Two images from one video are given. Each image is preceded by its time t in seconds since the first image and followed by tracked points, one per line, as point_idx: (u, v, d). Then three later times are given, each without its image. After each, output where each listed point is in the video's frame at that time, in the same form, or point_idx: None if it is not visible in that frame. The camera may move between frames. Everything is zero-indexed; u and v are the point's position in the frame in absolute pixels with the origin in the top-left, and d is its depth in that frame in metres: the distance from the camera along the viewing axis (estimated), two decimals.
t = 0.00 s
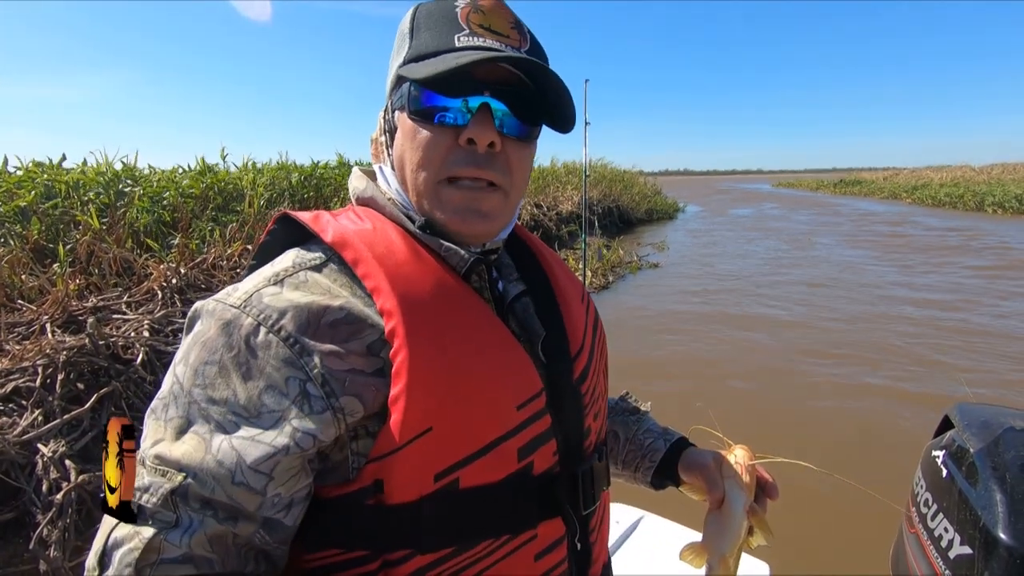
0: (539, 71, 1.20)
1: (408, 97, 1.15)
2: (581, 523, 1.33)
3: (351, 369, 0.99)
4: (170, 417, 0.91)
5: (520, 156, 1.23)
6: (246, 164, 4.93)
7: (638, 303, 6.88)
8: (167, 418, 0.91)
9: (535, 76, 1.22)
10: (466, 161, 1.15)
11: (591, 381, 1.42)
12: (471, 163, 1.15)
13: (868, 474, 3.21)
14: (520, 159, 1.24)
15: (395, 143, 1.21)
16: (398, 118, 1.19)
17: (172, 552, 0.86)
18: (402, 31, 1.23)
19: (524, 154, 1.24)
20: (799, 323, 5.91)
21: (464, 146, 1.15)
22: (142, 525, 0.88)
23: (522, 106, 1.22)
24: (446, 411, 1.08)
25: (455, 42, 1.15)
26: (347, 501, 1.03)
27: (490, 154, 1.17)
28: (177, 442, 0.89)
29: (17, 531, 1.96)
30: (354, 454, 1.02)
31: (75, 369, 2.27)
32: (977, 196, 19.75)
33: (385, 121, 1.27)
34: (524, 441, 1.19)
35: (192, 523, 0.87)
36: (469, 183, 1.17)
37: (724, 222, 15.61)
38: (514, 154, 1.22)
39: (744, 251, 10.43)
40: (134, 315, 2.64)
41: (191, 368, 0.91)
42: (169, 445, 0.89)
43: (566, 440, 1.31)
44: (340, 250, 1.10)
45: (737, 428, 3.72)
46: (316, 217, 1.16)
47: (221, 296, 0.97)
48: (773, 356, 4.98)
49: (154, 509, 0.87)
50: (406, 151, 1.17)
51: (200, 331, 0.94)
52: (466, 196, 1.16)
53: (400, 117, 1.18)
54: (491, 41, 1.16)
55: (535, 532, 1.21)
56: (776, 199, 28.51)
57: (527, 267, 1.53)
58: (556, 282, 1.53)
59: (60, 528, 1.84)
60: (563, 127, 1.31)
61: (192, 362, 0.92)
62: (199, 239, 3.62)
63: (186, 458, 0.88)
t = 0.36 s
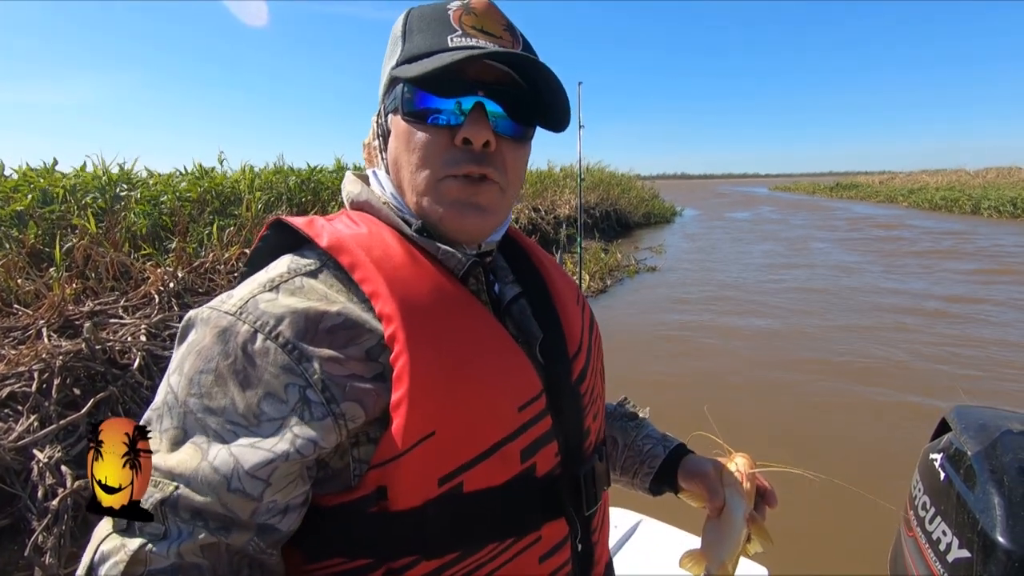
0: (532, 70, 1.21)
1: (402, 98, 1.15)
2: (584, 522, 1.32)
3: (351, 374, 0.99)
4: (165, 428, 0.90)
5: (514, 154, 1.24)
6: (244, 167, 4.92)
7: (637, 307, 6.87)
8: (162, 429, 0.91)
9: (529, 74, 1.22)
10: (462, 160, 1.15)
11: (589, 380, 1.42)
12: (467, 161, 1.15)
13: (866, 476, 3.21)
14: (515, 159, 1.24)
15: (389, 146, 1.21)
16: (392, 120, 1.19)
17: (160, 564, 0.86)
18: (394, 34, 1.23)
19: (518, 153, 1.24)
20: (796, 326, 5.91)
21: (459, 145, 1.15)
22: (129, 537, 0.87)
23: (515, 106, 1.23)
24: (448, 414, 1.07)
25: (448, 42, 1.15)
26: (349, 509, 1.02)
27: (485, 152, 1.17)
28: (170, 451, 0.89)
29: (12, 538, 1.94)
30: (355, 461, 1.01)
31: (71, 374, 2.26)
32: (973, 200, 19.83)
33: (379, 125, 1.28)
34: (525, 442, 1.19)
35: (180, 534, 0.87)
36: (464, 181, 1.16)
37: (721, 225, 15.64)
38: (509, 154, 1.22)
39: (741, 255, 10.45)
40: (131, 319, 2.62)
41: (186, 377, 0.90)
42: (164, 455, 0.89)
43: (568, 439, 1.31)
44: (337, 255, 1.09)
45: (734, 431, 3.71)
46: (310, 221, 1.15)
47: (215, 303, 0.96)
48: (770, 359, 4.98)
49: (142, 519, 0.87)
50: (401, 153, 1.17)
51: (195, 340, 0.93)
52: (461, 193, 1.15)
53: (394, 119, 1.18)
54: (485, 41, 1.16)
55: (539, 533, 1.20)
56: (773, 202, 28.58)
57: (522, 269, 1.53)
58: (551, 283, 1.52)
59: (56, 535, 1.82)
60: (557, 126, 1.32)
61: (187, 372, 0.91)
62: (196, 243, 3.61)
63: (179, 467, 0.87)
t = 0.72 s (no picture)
0: (512, 74, 1.19)
1: (381, 104, 1.14)
2: (585, 512, 1.32)
3: (350, 376, 0.99)
4: (163, 438, 0.90)
5: (498, 158, 1.23)
6: (244, 170, 4.92)
7: (636, 309, 6.87)
8: (160, 440, 0.90)
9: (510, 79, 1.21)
10: (445, 166, 1.15)
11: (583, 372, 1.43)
12: (450, 167, 1.15)
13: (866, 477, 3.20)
14: (498, 162, 1.24)
15: (372, 149, 1.20)
16: (373, 125, 1.19)
17: None
18: (371, 36, 1.22)
19: (501, 157, 1.24)
20: (796, 327, 5.91)
21: (440, 152, 1.14)
22: (132, 552, 0.87)
23: (494, 107, 1.21)
24: (448, 411, 1.07)
25: (426, 47, 1.15)
26: (352, 511, 1.01)
27: (468, 157, 1.17)
28: (172, 464, 0.88)
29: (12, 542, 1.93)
30: (357, 462, 1.01)
31: (71, 377, 2.25)
32: (973, 201, 19.85)
33: (360, 127, 1.26)
34: (525, 435, 1.19)
35: (184, 547, 0.86)
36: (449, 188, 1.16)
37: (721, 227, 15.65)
38: (493, 157, 1.22)
39: (741, 256, 10.45)
40: (131, 322, 2.62)
41: (182, 387, 0.90)
42: (166, 467, 0.88)
43: (568, 430, 1.31)
44: (328, 258, 1.08)
45: (735, 433, 3.71)
46: (300, 225, 1.14)
47: (209, 311, 0.95)
48: (770, 360, 4.97)
49: (145, 534, 0.86)
50: (384, 159, 1.17)
51: (188, 349, 0.92)
52: (446, 201, 1.15)
53: (376, 125, 1.18)
54: (463, 44, 1.16)
55: (543, 523, 1.20)
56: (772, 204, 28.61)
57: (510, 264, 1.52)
58: (541, 276, 1.52)
59: (56, 538, 1.81)
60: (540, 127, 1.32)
61: (181, 381, 0.90)
62: (196, 246, 3.61)
63: (180, 477, 0.87)
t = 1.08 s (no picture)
0: (503, 74, 1.20)
1: (373, 106, 1.14)
2: (576, 517, 1.33)
3: (346, 380, 0.99)
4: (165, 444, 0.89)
5: (490, 160, 1.24)
6: (244, 172, 4.93)
7: (636, 310, 6.88)
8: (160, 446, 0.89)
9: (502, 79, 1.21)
10: (440, 169, 1.16)
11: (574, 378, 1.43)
12: (445, 171, 1.16)
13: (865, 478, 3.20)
14: (490, 164, 1.25)
15: (362, 152, 1.20)
16: (364, 127, 1.19)
17: None
18: (359, 36, 1.23)
19: (493, 158, 1.25)
20: (796, 328, 5.91)
21: (435, 155, 1.15)
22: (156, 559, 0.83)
23: (486, 109, 1.22)
24: (441, 419, 1.07)
25: (418, 48, 1.15)
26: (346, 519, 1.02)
27: (463, 160, 1.18)
28: (189, 468, 0.87)
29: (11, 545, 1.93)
30: (350, 469, 1.01)
31: (71, 379, 2.25)
32: (973, 202, 19.84)
33: (348, 131, 1.25)
34: (517, 442, 1.19)
35: (220, 541, 0.85)
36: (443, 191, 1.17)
37: (721, 228, 15.66)
38: (485, 160, 1.23)
39: (741, 257, 10.45)
40: (131, 324, 2.62)
41: (177, 392, 0.89)
42: (174, 471, 0.87)
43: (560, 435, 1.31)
44: (319, 264, 1.09)
45: (734, 434, 3.70)
46: (290, 231, 1.15)
47: (200, 318, 0.96)
48: (769, 361, 4.97)
49: (169, 539, 0.83)
50: (376, 162, 1.17)
51: (181, 355, 0.92)
52: (442, 204, 1.16)
53: (367, 126, 1.17)
54: (455, 45, 1.17)
55: (534, 530, 1.21)
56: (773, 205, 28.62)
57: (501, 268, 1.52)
58: (532, 279, 1.52)
59: (55, 541, 1.82)
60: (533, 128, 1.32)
61: (176, 387, 0.90)
62: (197, 248, 3.62)
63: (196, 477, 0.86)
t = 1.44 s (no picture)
0: (508, 90, 1.20)
1: (376, 114, 1.15)
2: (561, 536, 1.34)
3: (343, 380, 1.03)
4: (208, 408, 0.87)
5: (490, 175, 1.24)
6: (245, 176, 4.93)
7: (637, 313, 6.88)
8: (180, 426, 0.86)
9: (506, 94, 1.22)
10: (436, 181, 1.15)
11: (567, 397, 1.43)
12: (441, 183, 1.15)
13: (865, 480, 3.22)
14: (490, 179, 1.24)
15: (365, 158, 1.21)
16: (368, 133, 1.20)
17: (309, 502, 0.86)
18: (372, 42, 1.24)
19: (494, 174, 1.25)
20: (796, 332, 5.91)
21: (432, 166, 1.15)
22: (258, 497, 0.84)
23: (489, 121, 1.22)
24: (427, 441, 1.07)
25: (424, 57, 1.16)
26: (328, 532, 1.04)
27: (458, 172, 1.17)
28: (256, 418, 0.88)
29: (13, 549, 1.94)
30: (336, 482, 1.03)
31: (73, 383, 2.26)
32: (975, 204, 19.82)
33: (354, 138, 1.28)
34: (505, 463, 1.20)
35: (310, 470, 0.89)
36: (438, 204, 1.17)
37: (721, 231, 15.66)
38: (485, 174, 1.23)
39: (742, 260, 10.45)
40: (132, 328, 2.63)
41: (211, 361, 0.90)
42: (235, 426, 0.87)
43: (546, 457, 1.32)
44: (313, 276, 1.11)
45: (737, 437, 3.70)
46: (287, 240, 1.16)
47: (205, 309, 0.97)
48: (770, 364, 4.97)
49: (260, 479, 0.84)
50: (376, 169, 1.18)
51: (194, 338, 0.93)
52: (435, 216, 1.16)
53: (371, 133, 1.19)
54: (462, 55, 1.17)
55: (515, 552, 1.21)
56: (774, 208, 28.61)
57: (501, 280, 1.52)
58: (532, 293, 1.52)
59: (56, 545, 1.82)
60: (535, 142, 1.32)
61: (205, 358, 0.90)
62: (197, 252, 3.63)
63: (269, 419, 0.89)
